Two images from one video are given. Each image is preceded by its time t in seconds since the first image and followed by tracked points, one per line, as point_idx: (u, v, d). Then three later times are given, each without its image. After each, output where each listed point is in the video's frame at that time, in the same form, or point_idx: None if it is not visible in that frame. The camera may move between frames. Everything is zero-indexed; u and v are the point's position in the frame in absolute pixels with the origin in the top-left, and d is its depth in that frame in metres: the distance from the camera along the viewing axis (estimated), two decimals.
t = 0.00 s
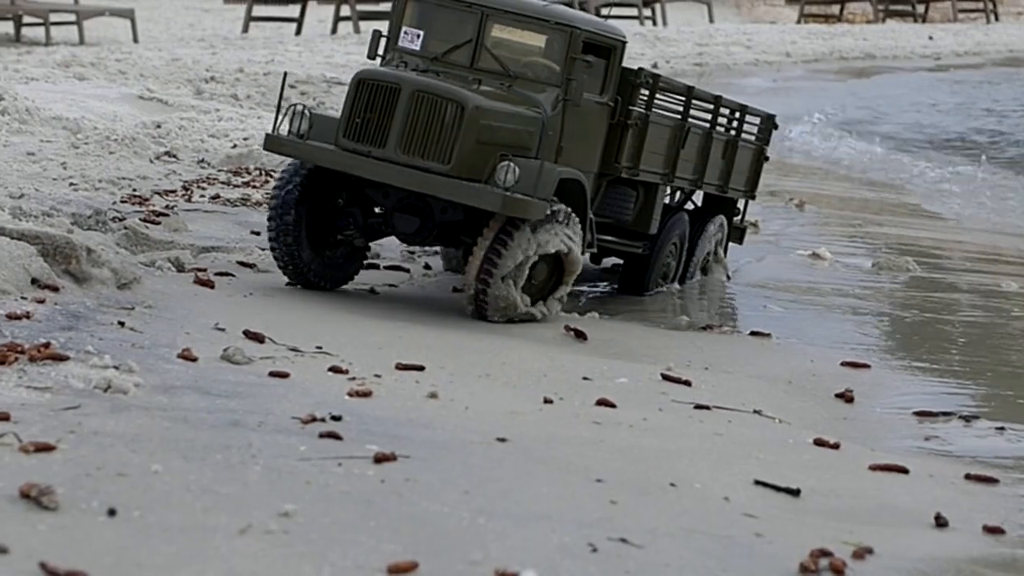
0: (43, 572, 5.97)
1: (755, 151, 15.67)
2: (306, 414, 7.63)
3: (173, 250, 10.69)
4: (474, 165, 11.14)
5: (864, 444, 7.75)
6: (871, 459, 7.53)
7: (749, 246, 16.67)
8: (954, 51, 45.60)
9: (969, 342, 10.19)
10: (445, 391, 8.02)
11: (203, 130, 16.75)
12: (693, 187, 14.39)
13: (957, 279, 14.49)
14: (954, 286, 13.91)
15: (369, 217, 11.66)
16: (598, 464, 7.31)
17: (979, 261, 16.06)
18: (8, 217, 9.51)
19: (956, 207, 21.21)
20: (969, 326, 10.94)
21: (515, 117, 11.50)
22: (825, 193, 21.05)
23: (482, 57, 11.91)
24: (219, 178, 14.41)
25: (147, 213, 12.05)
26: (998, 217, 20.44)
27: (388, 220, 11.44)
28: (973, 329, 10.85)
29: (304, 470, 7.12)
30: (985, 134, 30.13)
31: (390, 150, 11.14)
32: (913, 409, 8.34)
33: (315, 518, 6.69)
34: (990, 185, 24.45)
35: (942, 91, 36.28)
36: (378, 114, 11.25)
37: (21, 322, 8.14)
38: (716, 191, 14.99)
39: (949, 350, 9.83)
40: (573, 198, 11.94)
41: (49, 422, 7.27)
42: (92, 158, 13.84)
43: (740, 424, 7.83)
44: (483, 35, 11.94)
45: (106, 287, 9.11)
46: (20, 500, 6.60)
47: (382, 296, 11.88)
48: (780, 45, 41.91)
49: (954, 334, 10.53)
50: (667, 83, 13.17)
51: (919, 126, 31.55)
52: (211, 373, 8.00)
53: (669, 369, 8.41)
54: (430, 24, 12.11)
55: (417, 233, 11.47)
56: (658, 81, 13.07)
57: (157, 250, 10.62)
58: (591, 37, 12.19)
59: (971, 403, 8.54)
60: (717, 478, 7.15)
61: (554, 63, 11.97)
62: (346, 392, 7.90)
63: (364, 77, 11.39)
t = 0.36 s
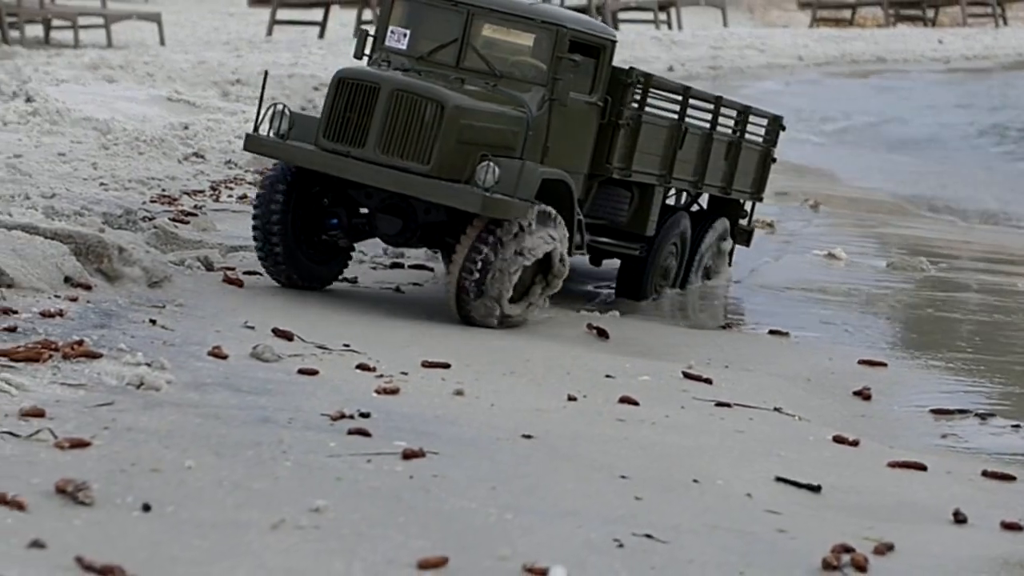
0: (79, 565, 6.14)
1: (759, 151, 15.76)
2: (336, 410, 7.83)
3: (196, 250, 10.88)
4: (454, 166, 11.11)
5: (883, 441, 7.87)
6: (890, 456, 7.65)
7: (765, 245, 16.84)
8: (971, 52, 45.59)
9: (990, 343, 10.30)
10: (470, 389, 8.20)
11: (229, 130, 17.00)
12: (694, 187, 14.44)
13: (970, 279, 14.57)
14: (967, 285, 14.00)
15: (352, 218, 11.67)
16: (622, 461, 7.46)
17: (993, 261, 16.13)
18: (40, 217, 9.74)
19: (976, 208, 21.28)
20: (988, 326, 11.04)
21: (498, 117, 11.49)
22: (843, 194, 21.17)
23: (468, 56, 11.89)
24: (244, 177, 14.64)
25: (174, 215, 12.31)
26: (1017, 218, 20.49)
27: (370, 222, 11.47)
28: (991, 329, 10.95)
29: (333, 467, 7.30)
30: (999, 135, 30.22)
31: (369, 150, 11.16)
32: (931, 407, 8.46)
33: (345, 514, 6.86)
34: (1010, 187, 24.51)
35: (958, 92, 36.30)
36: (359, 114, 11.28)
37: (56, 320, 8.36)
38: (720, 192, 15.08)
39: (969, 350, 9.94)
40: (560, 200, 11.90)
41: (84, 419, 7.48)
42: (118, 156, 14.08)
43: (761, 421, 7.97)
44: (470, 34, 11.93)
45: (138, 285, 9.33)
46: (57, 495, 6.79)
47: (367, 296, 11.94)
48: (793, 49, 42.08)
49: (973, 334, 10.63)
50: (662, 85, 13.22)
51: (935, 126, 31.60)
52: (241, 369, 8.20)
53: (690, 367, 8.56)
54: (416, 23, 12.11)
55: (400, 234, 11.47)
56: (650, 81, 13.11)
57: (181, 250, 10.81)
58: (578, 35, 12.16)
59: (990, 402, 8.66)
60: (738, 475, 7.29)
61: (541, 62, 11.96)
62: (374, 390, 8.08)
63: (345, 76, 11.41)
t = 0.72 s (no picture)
0: (123, 564, 6.24)
1: (765, 151, 15.51)
2: (368, 410, 7.91)
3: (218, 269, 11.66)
4: (424, 162, 10.94)
5: (909, 442, 7.98)
6: (917, 457, 7.75)
7: (782, 245, 16.94)
8: (984, 53, 45.63)
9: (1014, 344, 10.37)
10: (500, 388, 8.28)
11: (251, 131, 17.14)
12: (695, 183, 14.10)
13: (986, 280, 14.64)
14: (983, 285, 14.09)
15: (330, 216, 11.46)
16: (652, 461, 7.54)
17: (1009, 262, 16.19)
18: (73, 219, 9.93)
19: (992, 210, 21.34)
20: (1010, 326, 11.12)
21: (473, 112, 11.34)
22: (859, 196, 21.25)
23: (446, 52, 11.83)
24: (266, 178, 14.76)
25: (200, 216, 12.45)
26: None
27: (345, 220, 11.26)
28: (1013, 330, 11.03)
29: (368, 467, 7.39)
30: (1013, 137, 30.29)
31: (339, 147, 11.03)
32: (955, 408, 8.57)
33: (380, 514, 6.95)
34: None
35: (970, 93, 36.37)
36: (328, 110, 11.17)
37: (89, 321, 8.49)
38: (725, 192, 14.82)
39: (993, 351, 10.02)
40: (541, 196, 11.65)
41: (121, 418, 7.58)
42: (143, 157, 14.18)
43: (788, 422, 8.06)
44: (448, 29, 11.86)
45: (170, 287, 9.46)
46: (97, 494, 6.89)
47: (345, 296, 11.71)
48: (806, 51, 42.11)
49: (996, 335, 10.70)
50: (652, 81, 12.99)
51: (948, 127, 31.67)
52: (273, 370, 8.30)
53: (716, 367, 8.66)
54: (392, 19, 12.07)
55: (376, 233, 11.26)
56: (638, 75, 12.84)
57: (207, 257, 11.61)
58: (556, 27, 12.03)
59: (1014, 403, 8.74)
60: (768, 475, 7.38)
61: (519, 55, 11.87)
62: (405, 390, 8.16)
63: (315, 72, 11.31)
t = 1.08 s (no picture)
0: (165, 569, 6.27)
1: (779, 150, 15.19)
2: (404, 414, 7.94)
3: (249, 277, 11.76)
4: (399, 159, 10.61)
5: (944, 447, 7.99)
6: (953, 463, 7.75)
7: (816, 245, 16.98)
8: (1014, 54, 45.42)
9: None
10: (534, 391, 8.31)
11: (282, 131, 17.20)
12: (699, 181, 13.83)
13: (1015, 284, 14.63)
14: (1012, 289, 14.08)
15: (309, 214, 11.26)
16: (688, 466, 7.54)
17: None
18: (109, 221, 10.02)
19: None
20: None
21: (453, 109, 10.99)
22: (890, 198, 21.20)
23: (429, 47, 11.49)
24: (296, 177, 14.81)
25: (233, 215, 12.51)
26: None
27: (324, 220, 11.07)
28: None
29: (405, 472, 7.42)
30: None
31: (313, 144, 10.74)
32: (990, 413, 8.57)
33: (419, 519, 6.97)
34: None
35: (1000, 94, 36.19)
36: (303, 106, 10.88)
37: (126, 324, 8.55)
38: (735, 193, 14.58)
39: None
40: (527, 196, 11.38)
41: (159, 422, 7.63)
42: (175, 158, 14.21)
43: (823, 427, 8.07)
44: (431, 23, 11.52)
45: (204, 290, 9.51)
46: (138, 499, 6.94)
47: (348, 297, 11.66)
48: (836, 51, 42.00)
49: None
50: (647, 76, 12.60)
51: (978, 127, 31.51)
52: (309, 374, 8.33)
53: (750, 371, 8.69)
54: (374, 14, 11.79)
55: (356, 234, 11.04)
56: (632, 69, 12.45)
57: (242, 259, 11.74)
58: (542, 21, 11.64)
59: None
60: (804, 481, 7.38)
61: (504, 49, 11.49)
62: (440, 393, 8.20)
63: (289, 68, 11.01)
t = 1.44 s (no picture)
0: None
1: (794, 146, 14.81)
2: (440, 420, 7.92)
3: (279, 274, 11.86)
4: (385, 149, 10.34)
5: (985, 453, 8.00)
6: (994, 470, 7.75)
7: (849, 245, 17.14)
8: None
9: None
10: (571, 397, 8.31)
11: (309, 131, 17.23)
12: (706, 178, 13.41)
13: None
14: None
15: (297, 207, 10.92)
16: (726, 472, 7.52)
17: None
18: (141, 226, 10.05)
19: None
20: None
21: (442, 98, 10.75)
22: (922, 200, 21.15)
23: (419, 36, 11.29)
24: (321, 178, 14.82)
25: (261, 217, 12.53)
26: None
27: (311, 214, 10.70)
28: None
29: (445, 479, 7.38)
30: None
31: (296, 136, 10.38)
32: None
33: (460, 527, 6.92)
34: None
35: None
36: (285, 96, 10.50)
37: (160, 328, 8.54)
38: (748, 191, 14.23)
39: None
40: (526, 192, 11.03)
41: (197, 428, 7.61)
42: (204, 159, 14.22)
43: (863, 434, 8.08)
44: (422, 12, 11.31)
45: (237, 292, 9.50)
46: (178, 506, 6.91)
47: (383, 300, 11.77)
48: (865, 50, 41.92)
49: None
50: (651, 67, 12.30)
51: (1008, 126, 31.37)
52: (346, 380, 8.31)
53: (786, 377, 8.73)
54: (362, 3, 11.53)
55: (344, 230, 10.70)
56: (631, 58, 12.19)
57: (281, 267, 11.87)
58: (536, 9, 11.44)
59: None
60: (846, 488, 7.36)
61: (496, 37, 11.27)
62: (475, 397, 8.22)
63: (271, 56, 10.65)
